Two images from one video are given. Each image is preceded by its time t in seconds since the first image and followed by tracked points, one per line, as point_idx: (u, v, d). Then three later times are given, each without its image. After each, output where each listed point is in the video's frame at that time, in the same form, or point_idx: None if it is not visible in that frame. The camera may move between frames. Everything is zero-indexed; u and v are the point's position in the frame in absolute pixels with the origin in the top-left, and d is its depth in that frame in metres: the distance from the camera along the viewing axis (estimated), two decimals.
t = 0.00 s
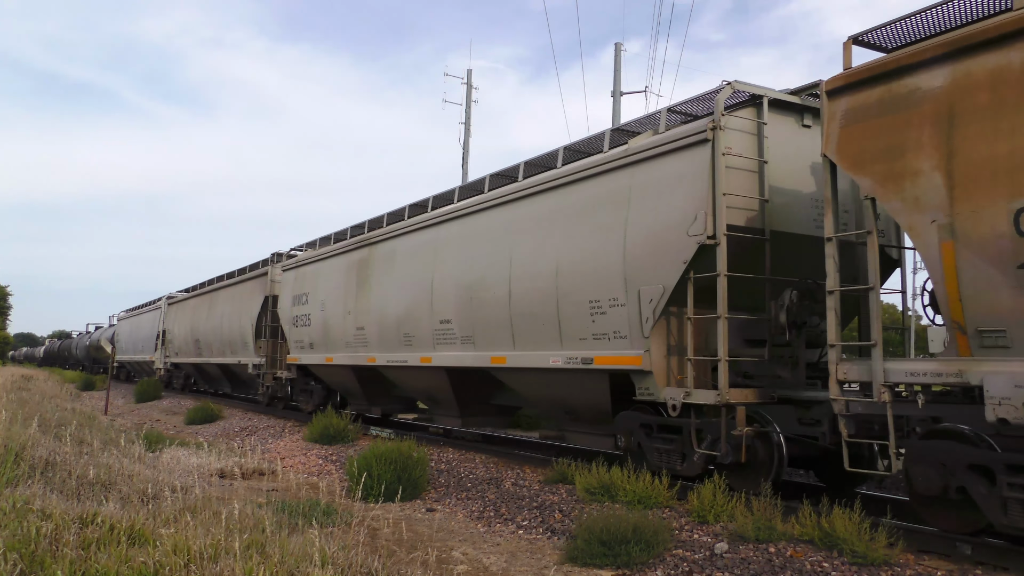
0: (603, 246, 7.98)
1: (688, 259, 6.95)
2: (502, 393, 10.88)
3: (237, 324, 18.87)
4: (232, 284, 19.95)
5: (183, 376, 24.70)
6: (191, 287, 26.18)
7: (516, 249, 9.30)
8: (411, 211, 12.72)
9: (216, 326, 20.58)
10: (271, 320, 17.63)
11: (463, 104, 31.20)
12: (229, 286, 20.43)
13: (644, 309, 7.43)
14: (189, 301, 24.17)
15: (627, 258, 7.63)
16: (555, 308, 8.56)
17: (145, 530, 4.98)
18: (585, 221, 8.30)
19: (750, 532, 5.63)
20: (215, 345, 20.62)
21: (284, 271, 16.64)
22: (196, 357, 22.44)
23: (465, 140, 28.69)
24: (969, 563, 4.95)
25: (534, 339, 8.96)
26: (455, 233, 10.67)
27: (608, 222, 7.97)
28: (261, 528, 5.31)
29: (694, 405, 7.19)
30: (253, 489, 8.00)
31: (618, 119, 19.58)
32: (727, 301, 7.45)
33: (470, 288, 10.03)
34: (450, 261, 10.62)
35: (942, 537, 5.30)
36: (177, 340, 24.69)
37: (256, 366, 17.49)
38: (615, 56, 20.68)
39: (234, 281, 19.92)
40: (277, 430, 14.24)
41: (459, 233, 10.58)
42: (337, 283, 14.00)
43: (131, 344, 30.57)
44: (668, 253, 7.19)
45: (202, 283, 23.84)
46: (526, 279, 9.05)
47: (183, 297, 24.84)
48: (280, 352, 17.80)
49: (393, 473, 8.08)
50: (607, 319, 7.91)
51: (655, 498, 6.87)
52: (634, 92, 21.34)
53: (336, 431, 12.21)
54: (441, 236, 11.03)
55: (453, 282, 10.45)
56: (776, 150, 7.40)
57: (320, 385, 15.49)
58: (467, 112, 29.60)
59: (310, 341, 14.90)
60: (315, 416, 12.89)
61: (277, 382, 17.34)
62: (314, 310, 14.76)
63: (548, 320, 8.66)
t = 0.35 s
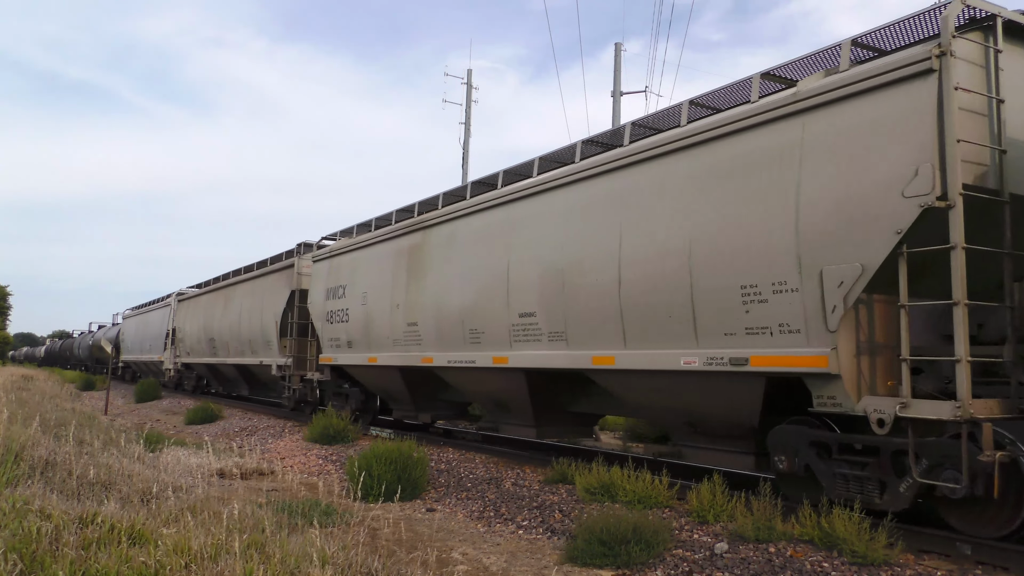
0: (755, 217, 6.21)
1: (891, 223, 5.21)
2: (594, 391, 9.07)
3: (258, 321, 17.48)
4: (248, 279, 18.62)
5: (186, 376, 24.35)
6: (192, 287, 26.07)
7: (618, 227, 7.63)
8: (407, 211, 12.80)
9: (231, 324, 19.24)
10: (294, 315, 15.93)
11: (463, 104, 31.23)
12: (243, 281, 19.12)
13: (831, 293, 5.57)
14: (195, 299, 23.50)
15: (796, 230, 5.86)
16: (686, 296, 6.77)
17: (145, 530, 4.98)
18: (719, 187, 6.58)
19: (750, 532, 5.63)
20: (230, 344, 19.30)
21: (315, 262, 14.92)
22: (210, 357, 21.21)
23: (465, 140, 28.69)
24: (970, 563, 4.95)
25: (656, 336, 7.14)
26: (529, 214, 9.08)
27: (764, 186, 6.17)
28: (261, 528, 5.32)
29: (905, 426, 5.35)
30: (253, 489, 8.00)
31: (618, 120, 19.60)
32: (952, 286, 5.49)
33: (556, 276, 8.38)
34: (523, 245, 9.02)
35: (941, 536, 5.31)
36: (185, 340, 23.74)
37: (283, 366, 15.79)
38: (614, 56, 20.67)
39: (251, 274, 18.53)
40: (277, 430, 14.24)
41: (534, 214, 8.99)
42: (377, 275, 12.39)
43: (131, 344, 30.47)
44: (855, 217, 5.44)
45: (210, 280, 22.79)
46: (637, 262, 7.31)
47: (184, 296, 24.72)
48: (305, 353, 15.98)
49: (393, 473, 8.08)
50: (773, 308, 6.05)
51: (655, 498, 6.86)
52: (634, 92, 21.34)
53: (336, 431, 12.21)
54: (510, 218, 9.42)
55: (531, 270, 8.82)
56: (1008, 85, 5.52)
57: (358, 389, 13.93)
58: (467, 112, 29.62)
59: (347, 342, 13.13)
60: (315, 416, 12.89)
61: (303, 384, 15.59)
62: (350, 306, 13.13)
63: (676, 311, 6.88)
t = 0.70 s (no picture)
0: (853, 198, 5.42)
1: (992, 211, 4.61)
2: (722, 391, 7.45)
3: (283, 317, 15.94)
4: (270, 272, 17.26)
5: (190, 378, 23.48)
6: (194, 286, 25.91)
7: (682, 213, 6.87)
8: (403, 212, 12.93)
9: (249, 322, 17.81)
10: (325, 312, 14.52)
11: (463, 103, 31.13)
12: (263, 275, 17.77)
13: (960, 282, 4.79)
14: (203, 297, 22.46)
15: (904, 212, 5.08)
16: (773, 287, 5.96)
17: (146, 530, 4.98)
18: (804, 168, 5.82)
19: (750, 532, 5.63)
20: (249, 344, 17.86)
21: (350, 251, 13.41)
22: (224, 358, 19.80)
23: (465, 140, 28.70)
24: (969, 563, 4.95)
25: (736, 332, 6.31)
26: (575, 203, 8.34)
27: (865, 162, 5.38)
28: (262, 528, 5.32)
29: None
30: (253, 489, 8.00)
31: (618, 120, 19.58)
32: None
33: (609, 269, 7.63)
34: (571, 235, 8.27)
35: (940, 536, 5.30)
36: (194, 340, 22.69)
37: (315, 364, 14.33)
38: (615, 57, 20.68)
39: (274, 268, 17.15)
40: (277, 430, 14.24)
41: (581, 201, 8.24)
42: (423, 264, 11.01)
43: (131, 344, 30.37)
44: (980, 199, 4.70)
45: (223, 276, 21.55)
46: (707, 252, 6.54)
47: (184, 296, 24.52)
48: (338, 352, 14.50)
49: (393, 473, 8.09)
50: (883, 300, 5.23)
51: (655, 498, 6.87)
52: (635, 93, 21.32)
53: (336, 430, 12.21)
54: (554, 207, 8.66)
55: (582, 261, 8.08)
56: None
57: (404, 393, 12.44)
58: (467, 112, 29.64)
59: (389, 340, 11.71)
60: (316, 416, 12.89)
61: (341, 387, 14.11)
62: (390, 302, 11.75)
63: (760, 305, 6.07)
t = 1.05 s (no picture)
0: (858, 199, 5.38)
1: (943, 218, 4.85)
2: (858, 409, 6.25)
3: (315, 311, 14.67)
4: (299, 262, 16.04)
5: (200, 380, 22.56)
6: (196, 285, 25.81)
7: (686, 215, 6.81)
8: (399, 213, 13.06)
9: (275, 317, 16.59)
10: (366, 306, 13.23)
11: (463, 103, 31.10)
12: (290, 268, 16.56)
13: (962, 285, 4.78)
14: (219, 293, 21.35)
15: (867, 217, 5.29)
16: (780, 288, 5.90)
17: (146, 530, 4.99)
18: (778, 172, 6.02)
19: (750, 532, 5.63)
20: (274, 342, 16.65)
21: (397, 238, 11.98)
22: (246, 357, 18.57)
23: (465, 140, 28.70)
24: (969, 563, 4.95)
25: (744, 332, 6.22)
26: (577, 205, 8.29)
27: (870, 164, 5.35)
28: (261, 528, 5.32)
29: None
30: (253, 489, 8.01)
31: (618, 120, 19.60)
32: None
33: (613, 270, 7.56)
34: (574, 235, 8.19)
35: (941, 536, 5.30)
36: (208, 340, 21.61)
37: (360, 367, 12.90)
38: (615, 56, 20.68)
39: (303, 258, 15.99)
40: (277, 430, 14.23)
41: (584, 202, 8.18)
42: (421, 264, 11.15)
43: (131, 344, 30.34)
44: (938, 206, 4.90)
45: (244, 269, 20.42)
46: (713, 254, 6.46)
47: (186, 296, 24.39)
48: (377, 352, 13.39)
49: (393, 473, 8.09)
50: (884, 301, 5.21)
51: (655, 498, 6.87)
52: (634, 92, 21.31)
53: (336, 431, 12.21)
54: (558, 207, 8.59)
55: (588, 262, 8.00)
56: None
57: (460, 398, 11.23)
58: (467, 112, 29.64)
59: (447, 340, 10.37)
60: (316, 416, 12.89)
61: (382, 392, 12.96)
62: (446, 296, 10.34)
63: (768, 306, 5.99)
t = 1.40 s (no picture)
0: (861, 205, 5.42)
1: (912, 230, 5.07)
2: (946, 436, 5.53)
3: (354, 306, 13.42)
4: (332, 252, 14.78)
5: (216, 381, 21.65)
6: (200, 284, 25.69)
7: (704, 213, 6.71)
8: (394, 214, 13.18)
9: (307, 313, 15.34)
10: (416, 299, 11.92)
11: (463, 103, 31.06)
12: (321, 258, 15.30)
13: (994, 288, 4.64)
14: (240, 288, 20.22)
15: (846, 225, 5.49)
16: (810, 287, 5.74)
17: (146, 530, 4.98)
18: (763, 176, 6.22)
19: (750, 532, 5.63)
20: (305, 340, 15.40)
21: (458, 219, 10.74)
22: (272, 357, 17.32)
23: (465, 140, 28.70)
24: (970, 563, 4.94)
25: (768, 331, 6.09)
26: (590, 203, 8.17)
27: (896, 163, 5.24)
28: (262, 528, 5.31)
29: None
30: (253, 489, 8.01)
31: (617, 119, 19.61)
32: None
33: (630, 268, 7.43)
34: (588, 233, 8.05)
35: (941, 536, 5.30)
36: (227, 338, 20.52)
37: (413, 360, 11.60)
38: (615, 56, 20.70)
39: (336, 248, 14.77)
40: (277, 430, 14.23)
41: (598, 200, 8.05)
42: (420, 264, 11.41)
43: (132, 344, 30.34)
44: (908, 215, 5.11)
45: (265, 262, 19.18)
46: (738, 254, 6.33)
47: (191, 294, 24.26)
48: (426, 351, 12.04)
49: (393, 473, 8.09)
50: (856, 305, 5.42)
51: (654, 498, 6.87)
52: (635, 93, 21.36)
53: (336, 431, 12.21)
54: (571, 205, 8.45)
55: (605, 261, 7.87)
56: None
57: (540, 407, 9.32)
58: (467, 112, 29.65)
59: (519, 339, 9.12)
60: (316, 416, 12.88)
61: (435, 396, 11.57)
62: (511, 289, 9.21)
63: (797, 304, 5.84)
